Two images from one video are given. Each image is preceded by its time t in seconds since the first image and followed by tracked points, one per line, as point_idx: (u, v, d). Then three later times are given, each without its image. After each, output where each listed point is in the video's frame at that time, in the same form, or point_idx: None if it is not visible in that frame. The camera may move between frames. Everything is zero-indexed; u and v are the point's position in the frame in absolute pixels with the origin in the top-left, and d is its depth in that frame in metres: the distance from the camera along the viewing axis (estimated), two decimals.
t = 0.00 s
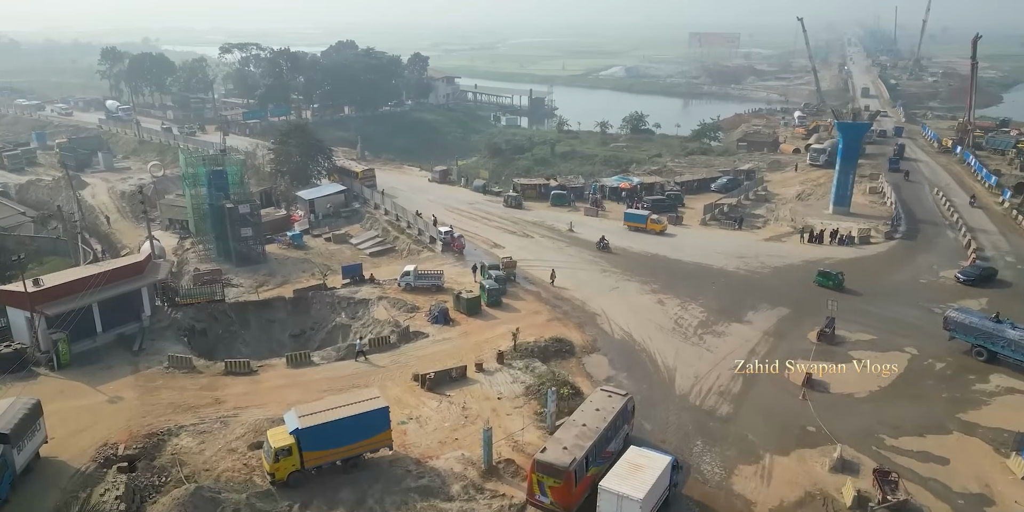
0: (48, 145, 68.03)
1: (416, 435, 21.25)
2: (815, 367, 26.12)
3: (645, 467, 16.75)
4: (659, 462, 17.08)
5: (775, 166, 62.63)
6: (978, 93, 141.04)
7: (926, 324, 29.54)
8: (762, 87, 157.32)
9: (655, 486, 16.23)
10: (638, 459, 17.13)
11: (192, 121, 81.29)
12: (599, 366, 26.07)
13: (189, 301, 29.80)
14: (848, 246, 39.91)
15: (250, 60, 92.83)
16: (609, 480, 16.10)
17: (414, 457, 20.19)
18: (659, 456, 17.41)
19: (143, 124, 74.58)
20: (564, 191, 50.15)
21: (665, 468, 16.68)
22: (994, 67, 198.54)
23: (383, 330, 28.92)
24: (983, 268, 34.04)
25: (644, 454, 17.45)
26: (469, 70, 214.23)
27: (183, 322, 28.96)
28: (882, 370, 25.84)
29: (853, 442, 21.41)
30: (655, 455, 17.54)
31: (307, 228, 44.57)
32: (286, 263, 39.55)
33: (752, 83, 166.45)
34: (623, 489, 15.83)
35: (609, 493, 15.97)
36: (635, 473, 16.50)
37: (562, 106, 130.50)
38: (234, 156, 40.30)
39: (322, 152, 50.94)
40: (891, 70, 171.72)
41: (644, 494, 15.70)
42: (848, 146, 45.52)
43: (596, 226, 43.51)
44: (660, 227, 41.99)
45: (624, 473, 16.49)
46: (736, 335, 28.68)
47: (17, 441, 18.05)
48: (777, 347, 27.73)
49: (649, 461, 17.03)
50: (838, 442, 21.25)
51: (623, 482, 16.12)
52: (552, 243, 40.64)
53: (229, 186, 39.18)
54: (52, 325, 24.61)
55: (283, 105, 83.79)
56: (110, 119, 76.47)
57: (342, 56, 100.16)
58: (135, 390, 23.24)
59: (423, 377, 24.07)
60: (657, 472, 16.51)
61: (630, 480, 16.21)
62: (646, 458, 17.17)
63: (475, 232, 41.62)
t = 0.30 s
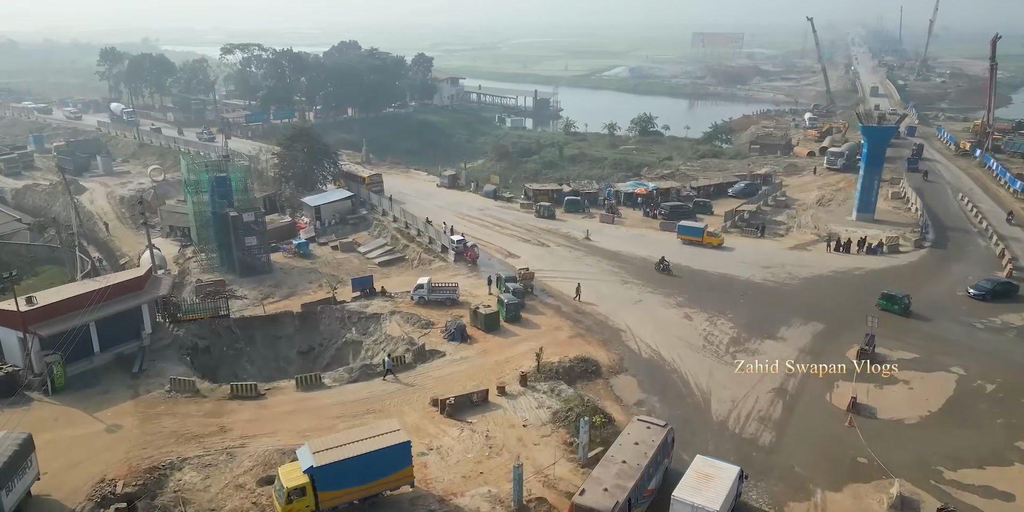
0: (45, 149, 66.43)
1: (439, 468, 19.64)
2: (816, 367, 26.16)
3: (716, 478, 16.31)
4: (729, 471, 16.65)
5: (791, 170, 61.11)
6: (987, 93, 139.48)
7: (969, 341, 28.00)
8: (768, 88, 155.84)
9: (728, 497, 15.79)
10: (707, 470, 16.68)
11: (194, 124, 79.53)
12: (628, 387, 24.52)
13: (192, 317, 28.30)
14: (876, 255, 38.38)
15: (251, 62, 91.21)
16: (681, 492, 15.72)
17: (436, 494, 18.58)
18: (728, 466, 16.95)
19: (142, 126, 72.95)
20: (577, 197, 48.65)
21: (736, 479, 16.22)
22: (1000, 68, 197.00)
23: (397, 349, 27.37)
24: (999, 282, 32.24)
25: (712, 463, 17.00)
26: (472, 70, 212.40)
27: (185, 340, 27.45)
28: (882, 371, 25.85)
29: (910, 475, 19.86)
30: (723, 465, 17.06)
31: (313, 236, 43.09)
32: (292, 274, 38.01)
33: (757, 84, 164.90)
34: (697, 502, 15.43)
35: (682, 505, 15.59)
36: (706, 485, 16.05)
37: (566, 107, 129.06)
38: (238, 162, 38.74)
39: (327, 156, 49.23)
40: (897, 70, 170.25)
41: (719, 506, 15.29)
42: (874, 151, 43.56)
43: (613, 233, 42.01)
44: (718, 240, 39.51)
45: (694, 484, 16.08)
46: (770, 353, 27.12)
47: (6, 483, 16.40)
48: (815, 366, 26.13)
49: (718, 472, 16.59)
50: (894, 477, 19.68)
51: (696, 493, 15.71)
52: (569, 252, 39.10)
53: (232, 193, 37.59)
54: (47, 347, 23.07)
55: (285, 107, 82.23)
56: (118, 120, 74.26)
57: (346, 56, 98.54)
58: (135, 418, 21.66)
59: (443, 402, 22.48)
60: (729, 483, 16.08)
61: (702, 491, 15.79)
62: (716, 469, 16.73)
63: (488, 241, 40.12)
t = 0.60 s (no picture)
0: (43, 152, 64.78)
1: (465, 507, 18.07)
2: (815, 367, 26.19)
3: (785, 489, 16.25)
4: (798, 482, 16.57)
5: (808, 173, 59.55)
6: (996, 93, 137.92)
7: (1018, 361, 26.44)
8: (774, 89, 154.26)
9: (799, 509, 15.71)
10: (775, 480, 16.63)
11: (196, 127, 77.75)
12: (662, 413, 22.96)
13: (196, 335, 26.79)
14: (908, 264, 36.88)
15: (253, 62, 89.45)
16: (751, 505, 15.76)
17: None
18: (794, 476, 16.86)
19: (142, 128, 71.31)
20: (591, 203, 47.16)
21: (806, 490, 16.10)
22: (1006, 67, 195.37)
23: (413, 370, 25.81)
24: (1007, 299, 30.25)
25: (779, 474, 16.93)
26: (474, 71, 210.68)
27: (189, 360, 25.82)
28: (881, 370, 25.90)
29: None
30: (791, 476, 16.93)
31: (320, 244, 41.58)
32: (299, 285, 36.44)
33: (763, 85, 163.39)
34: None
35: None
36: (776, 497, 15.99)
37: (572, 108, 127.39)
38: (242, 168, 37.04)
39: (334, 160, 47.36)
40: (904, 71, 168.70)
41: None
42: (901, 156, 42.12)
43: (632, 242, 40.53)
44: (785, 255, 36.93)
45: (765, 498, 15.99)
46: (809, 374, 25.51)
47: None
48: (858, 389, 24.58)
49: (787, 483, 16.50)
50: None
51: (767, 506, 15.71)
52: (587, 263, 37.54)
53: (237, 201, 35.91)
54: (41, 371, 21.54)
55: (288, 109, 80.61)
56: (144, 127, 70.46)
57: (349, 57, 96.86)
58: (135, 450, 20.08)
59: (466, 432, 20.91)
60: (799, 495, 16.02)
61: (773, 504, 15.75)
62: (783, 480, 16.62)
63: (503, 250, 38.62)
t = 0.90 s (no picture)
0: (41, 155, 63.17)
1: None
2: (815, 367, 26.22)
3: (858, 502, 16.05)
4: (870, 492, 16.34)
5: (827, 178, 58.03)
6: (1006, 94, 136.35)
7: None
8: (780, 90, 152.66)
9: None
10: (846, 491, 16.43)
11: (197, 130, 76.01)
12: (702, 443, 21.39)
13: (201, 355, 25.28)
14: (942, 275, 35.34)
15: (255, 63, 87.73)
16: None
17: None
18: (866, 487, 16.62)
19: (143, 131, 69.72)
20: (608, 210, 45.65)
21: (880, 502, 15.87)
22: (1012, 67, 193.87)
23: (432, 393, 24.25)
24: (1007, 313, 28.70)
25: (848, 484, 16.73)
26: (476, 72, 209.05)
27: (194, 382, 24.30)
28: (881, 370, 25.96)
29: None
30: (862, 485, 16.71)
31: (327, 253, 40.04)
32: (308, 298, 34.89)
33: (769, 85, 161.75)
34: None
35: None
36: None
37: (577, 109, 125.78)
38: (249, 176, 35.47)
39: (341, 166, 45.73)
40: (911, 71, 167.12)
41: None
42: (930, 161, 40.47)
43: (653, 252, 39.00)
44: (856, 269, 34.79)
45: None
46: (854, 398, 24.00)
47: None
48: (908, 416, 23.05)
49: (858, 494, 16.30)
50: None
51: None
52: (607, 274, 35.98)
53: (242, 210, 34.29)
54: (36, 399, 20.02)
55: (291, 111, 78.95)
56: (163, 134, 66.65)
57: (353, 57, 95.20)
58: (137, 487, 18.52)
59: (494, 466, 19.33)
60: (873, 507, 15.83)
61: None
62: (854, 491, 16.38)
63: (519, 260, 37.07)
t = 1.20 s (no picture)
0: (38, 159, 61.57)
1: None
2: (815, 367, 26.45)
3: None
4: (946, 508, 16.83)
5: (845, 183, 56.53)
6: (1015, 95, 134.91)
7: None
8: (787, 91, 151.15)
9: None
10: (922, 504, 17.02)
11: (199, 133, 74.23)
12: (746, 478, 19.82)
13: (205, 378, 23.79)
14: (980, 288, 33.78)
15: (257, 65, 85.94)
16: None
17: None
18: (941, 502, 17.16)
19: (143, 135, 68.09)
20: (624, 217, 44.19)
21: None
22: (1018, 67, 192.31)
23: (452, 419, 22.70)
24: (996, 326, 27.71)
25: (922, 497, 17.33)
26: (478, 72, 207.05)
27: (198, 408, 22.80)
28: (882, 370, 26.16)
29: None
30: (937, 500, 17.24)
31: (335, 263, 38.47)
32: (316, 312, 33.29)
33: (775, 87, 160.26)
34: None
35: None
36: None
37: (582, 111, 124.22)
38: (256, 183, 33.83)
39: (348, 172, 44.01)
40: (918, 72, 165.67)
41: None
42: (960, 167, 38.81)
43: (674, 263, 37.50)
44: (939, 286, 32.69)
45: None
46: (903, 425, 22.49)
47: None
48: (965, 447, 21.45)
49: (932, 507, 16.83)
50: None
51: None
52: (628, 287, 34.46)
53: (247, 219, 32.58)
54: (27, 433, 18.40)
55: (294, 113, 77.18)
56: (180, 141, 62.82)
57: (357, 58, 93.53)
58: None
59: (525, 505, 17.76)
60: None
61: None
62: (927, 503, 16.99)
63: (536, 271, 35.56)
